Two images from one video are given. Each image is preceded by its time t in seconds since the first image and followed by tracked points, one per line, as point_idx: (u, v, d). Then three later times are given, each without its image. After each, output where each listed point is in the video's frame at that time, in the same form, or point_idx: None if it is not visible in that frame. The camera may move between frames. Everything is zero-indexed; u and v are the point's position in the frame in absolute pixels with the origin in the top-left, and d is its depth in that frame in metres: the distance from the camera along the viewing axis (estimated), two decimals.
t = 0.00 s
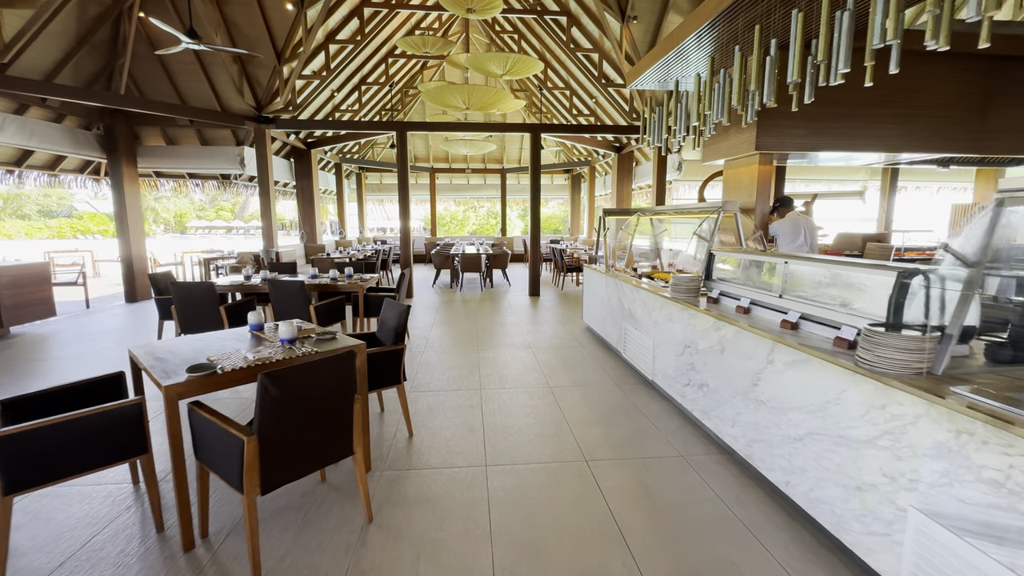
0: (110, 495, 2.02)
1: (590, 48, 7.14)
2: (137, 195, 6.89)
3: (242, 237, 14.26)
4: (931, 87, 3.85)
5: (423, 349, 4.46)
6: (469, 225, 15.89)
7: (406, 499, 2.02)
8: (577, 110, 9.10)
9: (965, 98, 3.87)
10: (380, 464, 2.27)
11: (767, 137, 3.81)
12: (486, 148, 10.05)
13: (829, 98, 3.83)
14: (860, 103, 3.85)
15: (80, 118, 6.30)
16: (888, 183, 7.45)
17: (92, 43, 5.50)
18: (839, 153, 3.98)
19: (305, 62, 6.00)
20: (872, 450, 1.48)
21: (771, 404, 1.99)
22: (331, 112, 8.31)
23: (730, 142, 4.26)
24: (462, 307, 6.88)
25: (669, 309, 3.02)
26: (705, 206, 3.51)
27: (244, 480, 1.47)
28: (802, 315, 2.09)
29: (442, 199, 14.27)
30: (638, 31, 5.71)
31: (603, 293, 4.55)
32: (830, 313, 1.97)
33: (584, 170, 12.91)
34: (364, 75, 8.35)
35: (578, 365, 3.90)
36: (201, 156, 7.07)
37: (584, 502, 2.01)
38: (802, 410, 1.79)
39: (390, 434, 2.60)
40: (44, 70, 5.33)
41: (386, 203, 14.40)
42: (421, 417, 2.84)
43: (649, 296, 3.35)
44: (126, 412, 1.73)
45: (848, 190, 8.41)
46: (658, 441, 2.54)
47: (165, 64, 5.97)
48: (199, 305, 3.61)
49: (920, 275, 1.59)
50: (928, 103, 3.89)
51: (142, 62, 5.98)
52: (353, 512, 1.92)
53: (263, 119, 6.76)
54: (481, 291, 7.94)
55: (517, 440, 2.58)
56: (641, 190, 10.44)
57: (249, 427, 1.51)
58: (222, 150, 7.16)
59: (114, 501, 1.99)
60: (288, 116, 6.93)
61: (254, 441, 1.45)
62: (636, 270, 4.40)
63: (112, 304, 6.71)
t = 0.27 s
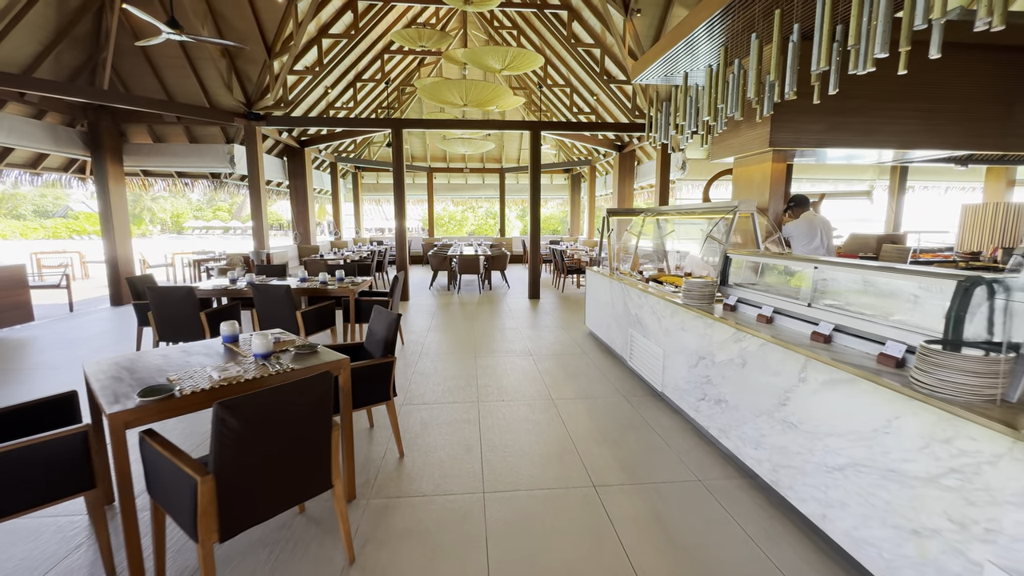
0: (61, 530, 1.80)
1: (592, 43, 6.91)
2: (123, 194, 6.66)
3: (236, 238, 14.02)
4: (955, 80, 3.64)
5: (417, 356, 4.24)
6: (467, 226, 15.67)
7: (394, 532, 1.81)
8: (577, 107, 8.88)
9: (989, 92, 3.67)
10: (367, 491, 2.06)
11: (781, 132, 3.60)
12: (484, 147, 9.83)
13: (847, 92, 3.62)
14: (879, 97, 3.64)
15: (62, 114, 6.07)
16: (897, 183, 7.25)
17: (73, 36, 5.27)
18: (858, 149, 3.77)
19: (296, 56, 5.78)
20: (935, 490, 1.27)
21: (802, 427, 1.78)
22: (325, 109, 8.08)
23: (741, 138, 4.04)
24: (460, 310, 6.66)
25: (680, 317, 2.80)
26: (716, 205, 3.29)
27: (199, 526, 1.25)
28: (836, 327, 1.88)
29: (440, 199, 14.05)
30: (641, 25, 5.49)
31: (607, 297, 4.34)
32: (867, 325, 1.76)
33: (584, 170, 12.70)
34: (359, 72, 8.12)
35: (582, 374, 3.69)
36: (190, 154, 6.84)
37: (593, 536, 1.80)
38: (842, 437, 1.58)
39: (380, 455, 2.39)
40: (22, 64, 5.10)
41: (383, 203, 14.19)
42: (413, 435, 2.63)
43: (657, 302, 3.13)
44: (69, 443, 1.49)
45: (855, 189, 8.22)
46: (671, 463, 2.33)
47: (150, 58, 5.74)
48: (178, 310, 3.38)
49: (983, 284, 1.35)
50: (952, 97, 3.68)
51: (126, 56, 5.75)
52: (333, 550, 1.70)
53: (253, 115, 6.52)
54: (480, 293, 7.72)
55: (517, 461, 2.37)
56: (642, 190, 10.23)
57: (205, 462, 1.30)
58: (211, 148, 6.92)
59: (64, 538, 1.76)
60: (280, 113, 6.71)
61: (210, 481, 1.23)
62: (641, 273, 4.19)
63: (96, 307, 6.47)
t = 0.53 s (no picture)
0: None
1: (592, 37, 6.70)
2: (108, 192, 6.43)
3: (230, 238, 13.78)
4: (980, 72, 3.44)
5: (410, 363, 4.03)
6: (465, 226, 15.45)
7: (376, 572, 1.60)
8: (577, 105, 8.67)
9: (1015, 85, 3.47)
10: (348, 522, 1.85)
11: (796, 127, 3.39)
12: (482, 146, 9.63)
13: (865, 84, 3.42)
14: (899, 89, 3.44)
15: (42, 109, 5.83)
16: (906, 182, 7.06)
17: (52, 27, 5.05)
18: (875, 145, 3.57)
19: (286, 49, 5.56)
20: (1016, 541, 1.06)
21: (839, 454, 1.58)
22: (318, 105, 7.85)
23: (752, 133, 3.84)
24: (456, 313, 6.44)
25: (692, 325, 2.59)
26: (728, 204, 3.08)
27: None
28: (875, 339, 1.67)
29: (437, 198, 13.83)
30: (645, 17, 5.28)
31: (610, 301, 4.13)
32: (912, 337, 1.55)
33: (583, 169, 12.49)
34: (353, 67, 7.90)
35: (585, 383, 3.48)
36: (177, 151, 6.61)
37: None
38: (891, 469, 1.38)
39: (364, 477, 2.18)
40: None
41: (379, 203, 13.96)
42: (402, 453, 2.42)
43: (666, 308, 2.92)
44: None
45: (862, 188, 8.04)
46: (685, 486, 2.12)
47: (134, 51, 5.52)
48: (154, 315, 3.17)
49: None
50: (976, 90, 3.48)
51: (109, 49, 5.52)
52: None
53: (241, 112, 6.27)
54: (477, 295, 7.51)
55: (515, 483, 2.16)
56: (644, 189, 10.02)
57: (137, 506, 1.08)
58: (199, 145, 6.69)
59: None
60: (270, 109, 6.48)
61: (139, 531, 1.02)
62: (646, 275, 3.98)
63: (80, 310, 6.24)
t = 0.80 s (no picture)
0: None
1: (593, 32, 6.50)
2: (92, 192, 6.20)
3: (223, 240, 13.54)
4: (1006, 65, 3.24)
5: (403, 373, 3.82)
6: (464, 226, 15.22)
7: None
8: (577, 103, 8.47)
9: None
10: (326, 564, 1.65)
11: (812, 123, 3.19)
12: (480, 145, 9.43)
13: (885, 78, 3.22)
14: (921, 83, 3.24)
15: (22, 106, 5.61)
16: (915, 182, 6.88)
17: (29, 19, 4.82)
18: (895, 143, 3.37)
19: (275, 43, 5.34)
20: None
21: (886, 493, 1.38)
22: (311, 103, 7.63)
23: (764, 129, 3.63)
24: (453, 317, 6.24)
25: (707, 336, 2.38)
26: (743, 205, 2.87)
27: None
28: (924, 359, 1.47)
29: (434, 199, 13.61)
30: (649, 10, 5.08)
31: (614, 306, 3.92)
32: (971, 359, 1.35)
33: (583, 169, 12.29)
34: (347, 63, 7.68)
35: (588, 394, 3.27)
36: (163, 150, 6.38)
37: None
38: (956, 516, 1.17)
39: (348, 508, 1.98)
40: None
41: (376, 203, 13.73)
42: (391, 479, 2.21)
43: (676, 317, 2.71)
44: None
45: (868, 188, 7.86)
46: (702, 517, 1.92)
47: (116, 45, 5.30)
48: (127, 324, 2.95)
49: None
50: (1003, 84, 3.28)
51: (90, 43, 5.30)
52: None
53: (230, 109, 6.06)
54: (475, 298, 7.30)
55: (514, 514, 1.96)
56: (645, 189, 9.82)
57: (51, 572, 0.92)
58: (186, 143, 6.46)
59: None
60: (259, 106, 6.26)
61: None
62: (652, 280, 3.77)
63: (62, 315, 6.01)
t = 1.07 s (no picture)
0: None
1: (594, 26, 6.31)
2: (75, 191, 5.97)
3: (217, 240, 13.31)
4: None
5: (395, 381, 3.61)
6: (462, 227, 15.01)
7: None
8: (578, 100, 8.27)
9: None
10: None
11: (831, 117, 3.00)
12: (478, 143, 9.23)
13: (908, 69, 3.03)
14: (946, 75, 3.05)
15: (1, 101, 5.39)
16: (925, 181, 6.69)
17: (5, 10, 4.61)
18: (917, 138, 3.18)
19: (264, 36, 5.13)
20: None
21: (949, 537, 1.18)
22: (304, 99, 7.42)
23: (777, 124, 3.43)
24: (450, 320, 6.04)
25: (726, 346, 2.18)
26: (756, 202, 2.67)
27: None
28: (987, 380, 1.27)
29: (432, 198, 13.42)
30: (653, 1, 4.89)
31: (618, 311, 3.72)
32: None
33: (583, 168, 12.11)
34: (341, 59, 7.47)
35: (593, 405, 3.08)
36: (150, 147, 6.17)
37: None
38: None
39: (330, 541, 1.78)
40: None
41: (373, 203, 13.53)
42: (379, 506, 2.01)
43: (690, 324, 2.51)
44: None
45: (876, 187, 7.69)
46: (725, 551, 1.72)
47: (98, 38, 5.09)
48: (99, 331, 2.76)
49: None
50: None
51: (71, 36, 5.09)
52: None
53: (219, 105, 5.85)
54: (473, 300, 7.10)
55: (516, 549, 1.76)
56: (646, 189, 9.63)
57: None
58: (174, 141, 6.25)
59: None
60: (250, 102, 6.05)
61: None
62: (659, 283, 3.58)
63: (45, 318, 5.79)
